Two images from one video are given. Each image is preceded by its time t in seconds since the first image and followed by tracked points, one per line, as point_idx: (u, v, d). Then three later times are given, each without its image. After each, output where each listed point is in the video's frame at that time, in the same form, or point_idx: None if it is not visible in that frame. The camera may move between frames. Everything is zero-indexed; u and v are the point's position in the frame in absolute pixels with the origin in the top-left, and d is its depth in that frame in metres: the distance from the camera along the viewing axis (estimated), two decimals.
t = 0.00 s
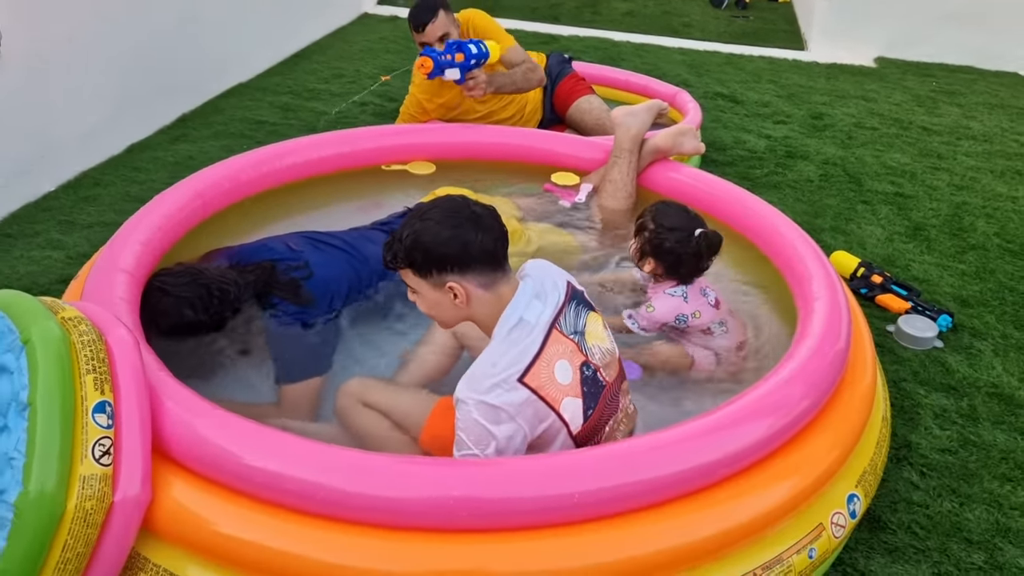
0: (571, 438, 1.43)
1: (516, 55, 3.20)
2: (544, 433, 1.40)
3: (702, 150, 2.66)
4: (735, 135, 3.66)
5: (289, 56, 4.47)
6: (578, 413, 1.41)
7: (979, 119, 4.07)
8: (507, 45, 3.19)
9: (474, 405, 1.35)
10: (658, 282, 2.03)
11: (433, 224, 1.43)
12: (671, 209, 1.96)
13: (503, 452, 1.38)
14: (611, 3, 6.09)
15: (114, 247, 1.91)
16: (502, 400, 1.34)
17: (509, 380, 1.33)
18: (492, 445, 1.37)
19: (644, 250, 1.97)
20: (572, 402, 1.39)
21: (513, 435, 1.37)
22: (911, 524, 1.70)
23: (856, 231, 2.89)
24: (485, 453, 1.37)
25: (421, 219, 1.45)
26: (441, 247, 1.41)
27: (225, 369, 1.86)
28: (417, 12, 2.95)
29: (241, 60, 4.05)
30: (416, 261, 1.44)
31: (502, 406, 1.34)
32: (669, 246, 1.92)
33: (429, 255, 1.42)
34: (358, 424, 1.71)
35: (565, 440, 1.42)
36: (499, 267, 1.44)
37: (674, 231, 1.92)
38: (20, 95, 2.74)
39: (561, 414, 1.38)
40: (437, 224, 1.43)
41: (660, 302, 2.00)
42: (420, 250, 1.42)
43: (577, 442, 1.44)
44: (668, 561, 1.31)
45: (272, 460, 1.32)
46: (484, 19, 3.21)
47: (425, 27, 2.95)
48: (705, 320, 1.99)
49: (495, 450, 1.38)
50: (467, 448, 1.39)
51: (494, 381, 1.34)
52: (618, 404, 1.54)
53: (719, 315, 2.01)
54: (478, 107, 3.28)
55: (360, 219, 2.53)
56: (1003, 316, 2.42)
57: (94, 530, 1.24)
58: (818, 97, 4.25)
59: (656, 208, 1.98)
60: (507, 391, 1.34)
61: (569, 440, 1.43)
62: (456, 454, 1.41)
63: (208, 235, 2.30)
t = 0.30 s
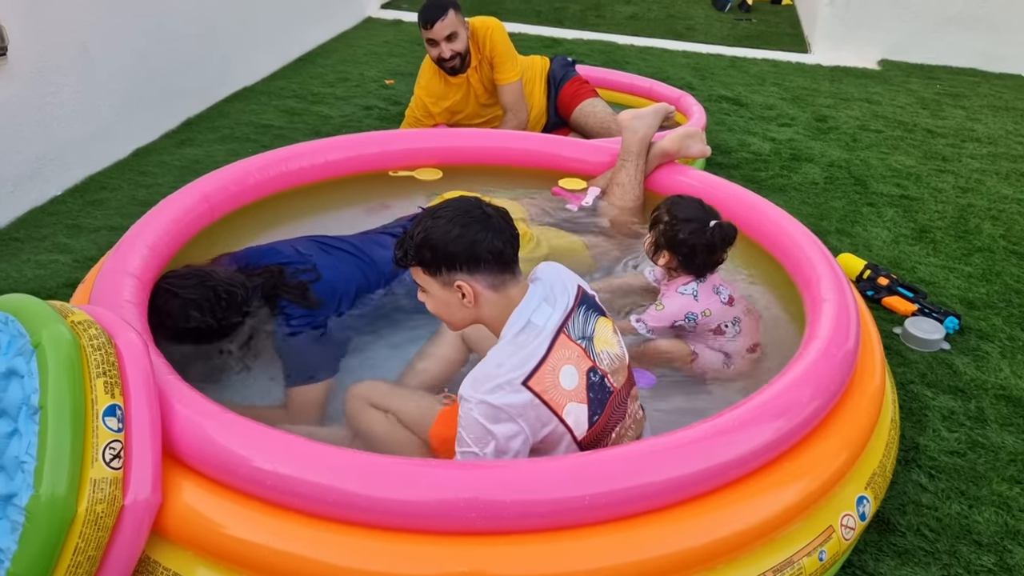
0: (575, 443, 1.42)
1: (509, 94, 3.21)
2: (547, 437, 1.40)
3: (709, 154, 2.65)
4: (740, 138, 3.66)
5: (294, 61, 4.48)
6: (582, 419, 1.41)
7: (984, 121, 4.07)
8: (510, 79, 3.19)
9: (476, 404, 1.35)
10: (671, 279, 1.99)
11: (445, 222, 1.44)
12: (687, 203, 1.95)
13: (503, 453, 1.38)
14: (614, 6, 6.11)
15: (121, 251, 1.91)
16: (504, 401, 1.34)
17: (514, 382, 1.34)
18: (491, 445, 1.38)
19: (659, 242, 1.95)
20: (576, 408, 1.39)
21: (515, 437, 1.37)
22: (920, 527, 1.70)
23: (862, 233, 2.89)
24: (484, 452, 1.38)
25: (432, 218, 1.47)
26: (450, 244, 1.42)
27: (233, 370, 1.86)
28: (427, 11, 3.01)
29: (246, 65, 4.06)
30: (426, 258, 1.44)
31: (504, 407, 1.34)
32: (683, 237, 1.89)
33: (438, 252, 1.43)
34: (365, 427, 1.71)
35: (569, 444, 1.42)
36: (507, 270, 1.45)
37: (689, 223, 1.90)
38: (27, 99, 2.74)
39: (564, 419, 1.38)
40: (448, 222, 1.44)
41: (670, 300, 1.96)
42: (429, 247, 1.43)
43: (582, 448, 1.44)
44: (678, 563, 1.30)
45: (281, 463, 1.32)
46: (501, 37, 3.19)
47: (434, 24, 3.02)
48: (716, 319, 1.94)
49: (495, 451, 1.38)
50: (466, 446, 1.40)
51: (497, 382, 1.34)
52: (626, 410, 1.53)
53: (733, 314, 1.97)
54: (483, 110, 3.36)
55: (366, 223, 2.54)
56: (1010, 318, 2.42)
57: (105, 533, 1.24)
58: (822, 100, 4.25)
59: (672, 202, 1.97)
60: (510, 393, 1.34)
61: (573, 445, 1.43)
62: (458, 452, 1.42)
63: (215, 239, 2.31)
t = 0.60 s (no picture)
0: (591, 453, 1.42)
1: (514, 106, 3.23)
2: (561, 445, 1.40)
3: (715, 163, 2.66)
4: (745, 147, 3.67)
5: (299, 72, 4.50)
6: (598, 428, 1.40)
7: (988, 129, 4.08)
8: (516, 91, 3.21)
9: (493, 409, 1.35)
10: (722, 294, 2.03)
11: (468, 228, 1.45)
12: (741, 218, 1.96)
13: (515, 458, 1.38)
14: (617, 16, 6.13)
15: (132, 264, 1.91)
16: (521, 407, 1.34)
17: (532, 389, 1.34)
18: (504, 449, 1.38)
19: (716, 259, 1.96)
20: (592, 417, 1.39)
21: (529, 443, 1.37)
22: (934, 537, 1.69)
23: (869, 242, 2.89)
24: (497, 456, 1.38)
25: (455, 223, 1.47)
26: (474, 250, 1.42)
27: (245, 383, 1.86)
28: (437, 23, 3.03)
29: (251, 77, 4.08)
30: (447, 264, 1.45)
31: (520, 413, 1.34)
32: (742, 252, 1.91)
33: (460, 258, 1.43)
34: (378, 439, 1.71)
35: (584, 453, 1.42)
36: (528, 278, 1.45)
37: (747, 236, 1.92)
38: (36, 113, 2.76)
39: (580, 428, 1.38)
40: (472, 229, 1.44)
41: (719, 316, 2.01)
42: (451, 253, 1.44)
43: (597, 457, 1.44)
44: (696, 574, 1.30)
45: (297, 476, 1.32)
46: (508, 49, 3.21)
47: (445, 37, 3.03)
48: (762, 339, 2.00)
49: (508, 455, 1.38)
50: (479, 449, 1.40)
51: (514, 389, 1.34)
52: (642, 420, 1.54)
53: (779, 337, 2.03)
54: (489, 121, 3.38)
55: (375, 236, 2.54)
56: (1019, 327, 2.41)
57: (120, 547, 1.24)
58: (826, 108, 4.26)
59: (725, 218, 1.99)
60: (528, 400, 1.34)
61: (588, 455, 1.43)
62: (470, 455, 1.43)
63: (223, 253, 2.31)
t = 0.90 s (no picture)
0: (607, 463, 1.42)
1: (523, 117, 3.23)
2: (578, 454, 1.40)
3: (725, 173, 2.66)
4: (753, 157, 3.67)
5: (307, 82, 4.51)
6: (615, 440, 1.41)
7: (996, 140, 4.08)
8: (525, 103, 3.21)
9: (512, 414, 1.34)
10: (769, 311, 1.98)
11: (491, 239, 1.45)
12: (782, 236, 1.91)
13: (535, 464, 1.37)
14: (622, 27, 6.15)
15: (147, 275, 1.91)
16: (541, 415, 1.33)
17: (551, 397, 1.33)
18: (524, 456, 1.36)
19: (771, 284, 1.90)
20: (610, 428, 1.39)
21: (547, 450, 1.36)
22: (950, 551, 1.68)
23: (879, 253, 2.89)
24: (517, 462, 1.36)
25: (478, 234, 1.46)
26: (499, 260, 1.42)
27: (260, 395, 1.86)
28: (447, 36, 3.05)
29: (260, 87, 4.09)
30: (470, 274, 1.44)
31: (540, 421, 1.33)
32: (802, 271, 1.86)
33: (484, 269, 1.42)
34: (393, 451, 1.71)
35: (600, 464, 1.42)
36: (551, 288, 1.45)
37: (801, 254, 1.87)
38: (48, 123, 2.77)
39: (597, 438, 1.38)
40: (495, 239, 1.44)
41: (767, 327, 1.98)
42: (475, 263, 1.43)
43: (613, 468, 1.44)
44: None
45: (314, 490, 1.31)
46: (518, 60, 3.22)
47: (455, 50, 3.05)
48: (800, 361, 1.99)
49: (528, 461, 1.36)
50: (499, 455, 1.39)
51: (535, 395, 1.33)
52: (659, 433, 1.53)
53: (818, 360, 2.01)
54: (498, 133, 3.38)
55: (386, 246, 2.53)
56: None
57: (138, 561, 1.24)
58: (834, 119, 4.26)
59: (766, 240, 1.92)
60: (547, 407, 1.33)
61: (604, 466, 1.43)
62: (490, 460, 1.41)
63: (236, 263, 2.31)
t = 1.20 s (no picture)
0: (616, 458, 1.42)
1: (526, 121, 3.23)
2: (588, 452, 1.39)
3: (728, 177, 2.67)
4: (755, 160, 3.67)
5: (310, 85, 4.51)
6: (622, 433, 1.40)
7: (998, 144, 4.08)
8: (528, 107, 3.22)
9: (523, 418, 1.34)
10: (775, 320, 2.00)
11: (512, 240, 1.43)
12: (785, 247, 1.93)
13: (551, 467, 1.35)
14: (624, 30, 6.16)
15: (152, 275, 1.92)
16: (550, 413, 1.33)
17: (558, 394, 1.33)
18: (540, 459, 1.35)
19: (784, 297, 1.90)
20: (617, 420, 1.39)
21: (561, 451, 1.36)
22: (954, 555, 1.68)
23: (882, 256, 2.88)
24: (533, 467, 1.35)
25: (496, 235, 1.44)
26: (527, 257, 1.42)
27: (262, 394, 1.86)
28: (452, 40, 3.05)
29: (263, 89, 4.09)
30: (511, 272, 1.39)
31: (550, 420, 1.33)
32: (814, 280, 1.87)
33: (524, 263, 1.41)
34: (396, 453, 1.71)
35: (610, 460, 1.41)
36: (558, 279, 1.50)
37: (811, 263, 1.88)
38: (52, 124, 2.77)
39: (606, 432, 1.37)
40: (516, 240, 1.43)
41: (781, 335, 1.98)
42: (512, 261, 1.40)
43: (621, 463, 1.43)
44: None
45: (316, 492, 1.31)
46: (521, 64, 3.22)
47: (460, 54, 3.05)
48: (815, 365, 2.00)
49: (544, 465, 1.35)
50: (514, 461, 1.37)
51: (542, 394, 1.34)
52: (659, 428, 1.54)
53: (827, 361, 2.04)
54: (500, 136, 3.39)
55: (389, 247, 2.53)
56: None
57: (141, 562, 1.24)
58: (836, 122, 4.26)
59: (771, 253, 1.93)
60: (555, 404, 1.33)
61: (613, 461, 1.42)
62: (505, 467, 1.40)
63: (240, 264, 2.30)
